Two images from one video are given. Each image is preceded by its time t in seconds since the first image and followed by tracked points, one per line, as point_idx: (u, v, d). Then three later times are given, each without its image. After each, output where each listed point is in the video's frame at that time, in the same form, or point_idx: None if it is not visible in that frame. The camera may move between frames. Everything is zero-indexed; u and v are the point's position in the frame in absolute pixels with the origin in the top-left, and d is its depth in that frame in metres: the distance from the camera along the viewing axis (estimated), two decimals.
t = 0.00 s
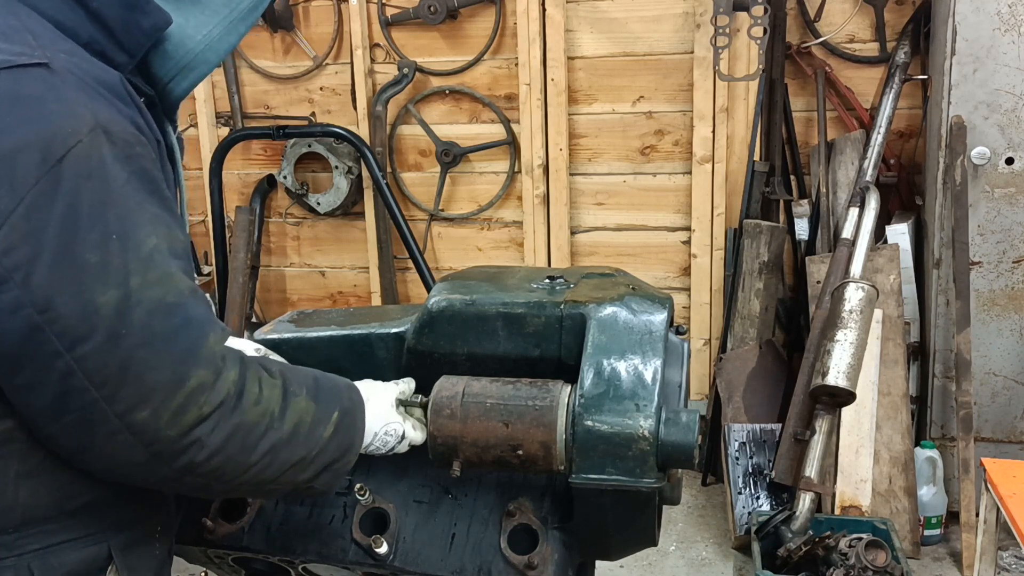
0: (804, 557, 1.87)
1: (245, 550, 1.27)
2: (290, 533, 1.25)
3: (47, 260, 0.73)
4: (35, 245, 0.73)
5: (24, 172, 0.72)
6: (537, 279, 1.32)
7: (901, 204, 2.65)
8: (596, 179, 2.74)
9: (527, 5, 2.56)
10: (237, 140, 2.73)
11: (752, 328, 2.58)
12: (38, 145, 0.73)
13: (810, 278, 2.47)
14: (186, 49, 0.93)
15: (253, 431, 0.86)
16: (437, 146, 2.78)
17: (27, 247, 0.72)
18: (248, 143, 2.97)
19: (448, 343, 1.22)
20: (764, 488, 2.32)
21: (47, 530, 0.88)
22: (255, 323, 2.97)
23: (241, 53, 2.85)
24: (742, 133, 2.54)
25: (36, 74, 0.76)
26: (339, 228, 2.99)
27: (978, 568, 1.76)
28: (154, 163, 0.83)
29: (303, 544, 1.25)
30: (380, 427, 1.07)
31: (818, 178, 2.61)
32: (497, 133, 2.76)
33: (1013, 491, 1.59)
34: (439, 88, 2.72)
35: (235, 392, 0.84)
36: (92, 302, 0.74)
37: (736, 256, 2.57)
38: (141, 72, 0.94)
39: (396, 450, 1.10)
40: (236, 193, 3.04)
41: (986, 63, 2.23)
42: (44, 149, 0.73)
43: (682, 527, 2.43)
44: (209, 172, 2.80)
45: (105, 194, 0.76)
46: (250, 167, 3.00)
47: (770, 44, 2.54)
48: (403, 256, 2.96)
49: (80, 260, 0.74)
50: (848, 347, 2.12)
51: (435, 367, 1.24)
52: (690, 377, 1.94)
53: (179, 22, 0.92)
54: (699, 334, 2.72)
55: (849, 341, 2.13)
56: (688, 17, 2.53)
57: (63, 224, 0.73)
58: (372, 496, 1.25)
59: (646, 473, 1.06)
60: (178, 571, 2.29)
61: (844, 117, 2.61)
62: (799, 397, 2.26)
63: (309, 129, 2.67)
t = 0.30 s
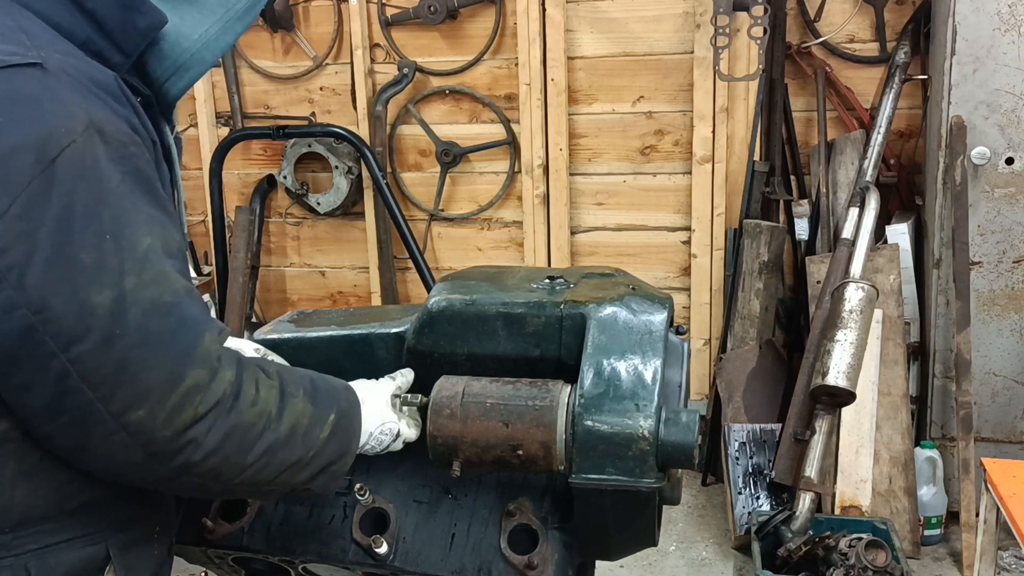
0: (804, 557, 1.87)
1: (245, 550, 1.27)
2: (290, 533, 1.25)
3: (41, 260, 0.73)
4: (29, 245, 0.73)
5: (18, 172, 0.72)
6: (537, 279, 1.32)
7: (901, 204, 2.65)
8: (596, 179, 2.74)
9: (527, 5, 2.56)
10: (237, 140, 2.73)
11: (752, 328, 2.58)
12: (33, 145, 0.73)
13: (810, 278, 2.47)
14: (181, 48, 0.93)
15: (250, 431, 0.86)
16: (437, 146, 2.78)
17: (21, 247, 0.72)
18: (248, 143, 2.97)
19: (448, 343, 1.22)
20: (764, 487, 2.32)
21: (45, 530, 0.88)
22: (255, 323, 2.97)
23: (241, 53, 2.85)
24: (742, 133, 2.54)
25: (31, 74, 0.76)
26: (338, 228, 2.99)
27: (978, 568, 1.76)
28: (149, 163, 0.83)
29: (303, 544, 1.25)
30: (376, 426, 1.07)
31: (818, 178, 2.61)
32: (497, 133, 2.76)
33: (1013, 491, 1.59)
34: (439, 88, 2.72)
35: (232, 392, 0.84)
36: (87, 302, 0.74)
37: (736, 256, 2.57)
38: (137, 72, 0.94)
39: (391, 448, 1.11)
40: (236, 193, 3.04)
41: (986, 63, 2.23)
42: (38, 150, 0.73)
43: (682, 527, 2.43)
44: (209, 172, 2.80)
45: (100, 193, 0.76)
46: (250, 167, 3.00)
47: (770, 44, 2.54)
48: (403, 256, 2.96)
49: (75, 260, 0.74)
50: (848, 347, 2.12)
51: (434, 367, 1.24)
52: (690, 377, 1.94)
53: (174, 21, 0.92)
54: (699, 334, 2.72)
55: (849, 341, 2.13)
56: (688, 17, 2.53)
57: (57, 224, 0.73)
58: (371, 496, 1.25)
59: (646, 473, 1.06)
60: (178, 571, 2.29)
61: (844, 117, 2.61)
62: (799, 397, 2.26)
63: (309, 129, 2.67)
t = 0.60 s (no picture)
0: (804, 557, 1.87)
1: (245, 550, 1.27)
2: (290, 533, 1.25)
3: (36, 261, 0.73)
4: (25, 246, 0.73)
5: (13, 173, 0.72)
6: (537, 279, 1.32)
7: (901, 204, 2.65)
8: (596, 179, 2.74)
9: (528, 5, 2.56)
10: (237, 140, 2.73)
11: (752, 328, 2.58)
12: (28, 147, 0.73)
13: (810, 278, 2.47)
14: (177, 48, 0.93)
15: (248, 432, 0.86)
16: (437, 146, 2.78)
17: (15, 249, 0.72)
18: (248, 143, 2.97)
19: (448, 343, 1.22)
20: (764, 488, 2.32)
21: (44, 529, 0.88)
22: (255, 323, 2.97)
23: (241, 53, 2.85)
24: (742, 133, 2.54)
25: (25, 76, 0.76)
26: (339, 228, 2.99)
27: (978, 568, 1.76)
28: (145, 163, 0.83)
29: (304, 543, 1.25)
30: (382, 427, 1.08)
31: (818, 178, 2.61)
32: (497, 133, 2.76)
33: (1013, 491, 1.59)
34: (439, 88, 2.72)
35: (230, 393, 0.84)
36: (82, 303, 0.74)
37: (736, 256, 2.57)
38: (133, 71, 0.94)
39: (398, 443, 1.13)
40: (236, 193, 3.04)
41: (986, 63, 2.23)
42: (32, 151, 0.73)
43: (682, 526, 2.43)
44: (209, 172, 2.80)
45: (95, 194, 0.76)
46: (250, 167, 3.00)
47: (770, 44, 2.54)
48: (403, 256, 2.96)
49: (70, 261, 0.74)
50: (848, 347, 2.12)
51: (435, 367, 1.24)
52: (690, 377, 1.94)
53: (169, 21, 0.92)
54: (699, 334, 2.72)
55: (849, 341, 2.12)
56: (688, 17, 2.53)
57: (51, 225, 0.73)
58: (371, 496, 1.25)
59: (646, 473, 1.06)
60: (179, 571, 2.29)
61: (844, 117, 2.61)
62: (799, 397, 2.26)
63: (309, 129, 2.68)
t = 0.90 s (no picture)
0: (804, 557, 1.87)
1: (245, 550, 1.27)
2: (290, 533, 1.26)
3: (42, 259, 0.73)
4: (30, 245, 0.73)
5: (17, 172, 0.72)
6: (537, 279, 1.32)
7: (901, 204, 2.65)
8: (596, 179, 2.74)
9: (527, 5, 2.56)
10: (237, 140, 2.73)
11: (752, 328, 2.58)
12: (30, 145, 0.73)
13: (810, 278, 2.47)
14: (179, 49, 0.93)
15: (261, 418, 0.86)
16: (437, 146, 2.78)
17: (21, 249, 0.72)
18: (248, 143, 2.97)
19: (448, 343, 1.22)
20: (763, 487, 2.32)
21: (45, 527, 0.88)
22: (255, 323, 2.97)
23: (241, 53, 2.85)
24: (742, 133, 2.54)
25: (28, 74, 0.76)
26: (339, 228, 2.99)
27: (978, 568, 1.76)
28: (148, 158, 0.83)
29: (304, 542, 1.25)
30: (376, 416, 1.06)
31: (818, 178, 2.61)
32: (498, 133, 2.76)
33: (1013, 491, 1.59)
34: (439, 88, 2.72)
35: (241, 381, 0.85)
36: (92, 299, 0.74)
37: (736, 256, 2.57)
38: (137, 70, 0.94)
39: (394, 437, 1.11)
40: (236, 193, 3.04)
41: (986, 63, 2.23)
42: (35, 149, 0.73)
43: (682, 526, 2.43)
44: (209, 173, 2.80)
45: (100, 191, 0.76)
46: (250, 167, 3.00)
47: (770, 44, 2.54)
48: (403, 256, 2.96)
49: (77, 258, 0.74)
50: (848, 347, 2.12)
51: (434, 367, 1.24)
52: (689, 377, 1.94)
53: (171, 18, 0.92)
54: (699, 334, 2.72)
55: (849, 341, 2.13)
56: (688, 17, 2.53)
57: (56, 224, 0.73)
58: (371, 496, 1.25)
59: (646, 473, 1.06)
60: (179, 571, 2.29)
61: (844, 117, 2.61)
62: (799, 397, 2.26)
63: (309, 129, 2.68)
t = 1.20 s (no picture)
0: (804, 557, 1.87)
1: (246, 550, 1.28)
2: (290, 533, 1.27)
3: None
4: None
5: None
6: (537, 279, 1.32)
7: (901, 203, 2.65)
8: (596, 179, 2.74)
9: (527, 5, 2.56)
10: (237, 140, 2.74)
11: (752, 328, 2.58)
12: None
13: (810, 278, 2.47)
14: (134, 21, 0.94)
15: (179, 414, 0.84)
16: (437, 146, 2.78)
17: None
18: (248, 143, 2.97)
19: (448, 343, 1.22)
20: (763, 488, 2.32)
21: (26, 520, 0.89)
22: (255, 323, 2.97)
23: (241, 53, 2.85)
24: (742, 133, 2.54)
25: None
26: (339, 228, 2.99)
27: (978, 568, 1.76)
28: (65, 136, 0.83)
29: (305, 541, 1.26)
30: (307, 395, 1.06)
31: (818, 178, 2.61)
32: (497, 133, 2.76)
33: (1013, 491, 1.59)
34: (439, 88, 2.72)
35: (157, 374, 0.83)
36: None
37: (736, 256, 2.57)
38: (86, 41, 0.94)
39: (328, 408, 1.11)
40: (236, 193, 3.04)
41: (986, 63, 2.23)
42: None
43: (682, 527, 2.43)
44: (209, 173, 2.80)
45: None
46: (250, 167, 3.00)
47: (770, 44, 2.54)
48: (403, 256, 2.96)
49: None
50: (848, 347, 2.12)
51: (434, 367, 1.24)
52: (689, 377, 1.94)
53: None
54: (699, 334, 2.72)
55: (849, 341, 2.13)
56: (688, 17, 2.53)
57: None
58: (371, 496, 1.26)
59: (646, 472, 1.06)
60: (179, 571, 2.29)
61: (844, 117, 2.61)
62: (799, 397, 2.26)
63: (309, 129, 2.68)
